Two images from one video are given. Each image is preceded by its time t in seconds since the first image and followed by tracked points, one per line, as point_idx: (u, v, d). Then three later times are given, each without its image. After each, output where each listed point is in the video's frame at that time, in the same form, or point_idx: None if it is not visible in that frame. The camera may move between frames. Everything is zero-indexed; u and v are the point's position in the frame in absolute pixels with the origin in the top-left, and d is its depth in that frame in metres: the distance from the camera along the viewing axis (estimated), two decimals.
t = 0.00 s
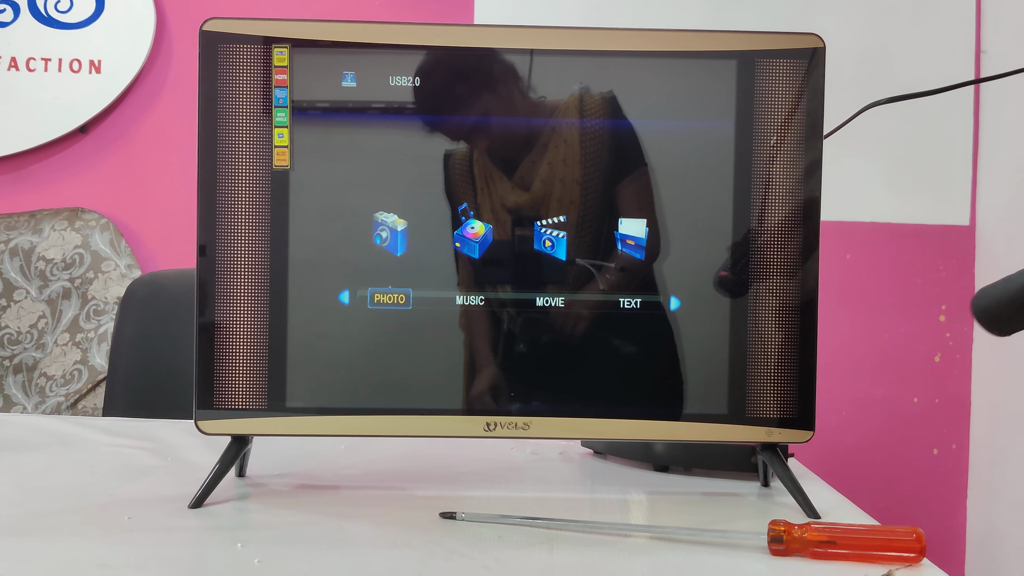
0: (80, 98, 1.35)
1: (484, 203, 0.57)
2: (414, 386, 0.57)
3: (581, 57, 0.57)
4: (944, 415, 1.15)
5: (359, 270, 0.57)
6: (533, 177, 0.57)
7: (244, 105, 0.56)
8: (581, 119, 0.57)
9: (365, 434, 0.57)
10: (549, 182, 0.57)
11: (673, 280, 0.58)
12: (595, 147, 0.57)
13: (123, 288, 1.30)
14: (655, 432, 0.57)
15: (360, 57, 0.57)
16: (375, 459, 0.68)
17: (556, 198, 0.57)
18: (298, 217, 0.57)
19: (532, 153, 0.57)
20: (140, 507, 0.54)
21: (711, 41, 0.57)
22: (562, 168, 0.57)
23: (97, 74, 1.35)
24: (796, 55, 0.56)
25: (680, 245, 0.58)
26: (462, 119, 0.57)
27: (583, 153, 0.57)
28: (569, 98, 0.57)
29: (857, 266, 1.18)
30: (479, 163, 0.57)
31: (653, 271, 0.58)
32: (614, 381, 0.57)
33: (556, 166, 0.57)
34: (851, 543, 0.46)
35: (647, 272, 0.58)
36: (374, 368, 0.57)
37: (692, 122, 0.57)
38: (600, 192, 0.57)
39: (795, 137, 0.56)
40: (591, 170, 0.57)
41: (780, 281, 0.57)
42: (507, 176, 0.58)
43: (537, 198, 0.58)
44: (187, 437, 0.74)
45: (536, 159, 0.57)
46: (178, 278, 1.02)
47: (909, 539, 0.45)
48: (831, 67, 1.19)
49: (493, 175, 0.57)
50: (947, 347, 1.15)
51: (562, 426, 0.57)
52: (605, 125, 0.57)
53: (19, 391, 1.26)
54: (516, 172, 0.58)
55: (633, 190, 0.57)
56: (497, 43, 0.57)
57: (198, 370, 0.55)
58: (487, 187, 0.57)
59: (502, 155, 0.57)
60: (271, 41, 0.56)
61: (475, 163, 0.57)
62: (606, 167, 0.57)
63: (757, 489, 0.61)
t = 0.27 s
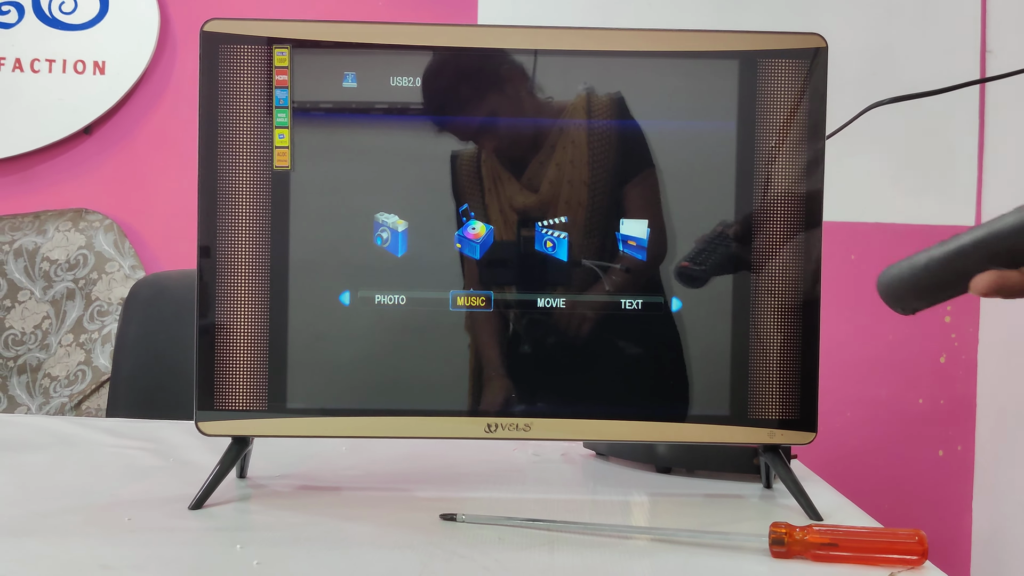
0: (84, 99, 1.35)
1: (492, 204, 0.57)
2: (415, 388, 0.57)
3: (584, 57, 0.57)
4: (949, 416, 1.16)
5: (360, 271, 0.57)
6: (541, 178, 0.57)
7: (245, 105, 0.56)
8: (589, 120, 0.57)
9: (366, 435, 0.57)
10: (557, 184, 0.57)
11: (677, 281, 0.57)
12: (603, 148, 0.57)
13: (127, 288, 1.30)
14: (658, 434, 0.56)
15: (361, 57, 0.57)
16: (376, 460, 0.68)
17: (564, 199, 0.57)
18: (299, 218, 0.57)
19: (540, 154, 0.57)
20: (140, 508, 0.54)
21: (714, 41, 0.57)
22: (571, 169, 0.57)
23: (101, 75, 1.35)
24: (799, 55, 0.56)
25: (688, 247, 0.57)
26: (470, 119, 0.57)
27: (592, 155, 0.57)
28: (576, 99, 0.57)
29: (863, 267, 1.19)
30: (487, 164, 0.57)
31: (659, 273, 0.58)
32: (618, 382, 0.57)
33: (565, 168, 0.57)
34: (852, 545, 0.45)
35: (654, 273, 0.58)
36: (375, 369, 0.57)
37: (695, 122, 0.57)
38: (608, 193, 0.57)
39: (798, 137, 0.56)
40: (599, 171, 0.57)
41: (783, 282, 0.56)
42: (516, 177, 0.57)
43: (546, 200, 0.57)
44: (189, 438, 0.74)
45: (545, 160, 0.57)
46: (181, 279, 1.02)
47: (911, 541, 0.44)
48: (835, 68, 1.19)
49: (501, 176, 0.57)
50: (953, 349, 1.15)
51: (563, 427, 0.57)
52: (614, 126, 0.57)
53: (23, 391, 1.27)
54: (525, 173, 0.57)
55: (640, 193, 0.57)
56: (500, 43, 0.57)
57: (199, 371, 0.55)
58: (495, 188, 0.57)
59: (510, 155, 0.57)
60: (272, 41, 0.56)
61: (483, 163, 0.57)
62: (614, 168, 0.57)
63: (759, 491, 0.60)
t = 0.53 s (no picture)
0: (89, 100, 1.36)
1: (500, 205, 0.58)
2: (420, 388, 0.57)
3: (589, 59, 0.57)
4: (954, 417, 1.16)
5: (364, 272, 0.57)
6: (550, 179, 0.57)
7: (250, 107, 0.56)
8: (597, 121, 0.57)
9: (371, 435, 0.57)
10: (565, 185, 0.57)
11: (683, 281, 0.57)
12: (611, 149, 0.57)
13: (133, 289, 1.30)
14: (663, 434, 0.57)
15: (367, 59, 0.57)
16: (381, 460, 0.69)
17: (572, 200, 0.57)
18: (304, 218, 0.57)
19: (548, 155, 0.57)
20: (146, 507, 0.54)
21: (719, 43, 0.57)
22: (579, 171, 0.57)
23: (107, 76, 1.36)
24: (803, 55, 0.56)
25: (695, 247, 0.57)
26: (480, 119, 0.57)
27: (600, 156, 0.57)
28: (584, 100, 0.57)
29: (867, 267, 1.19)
30: (496, 165, 0.57)
31: (666, 274, 0.58)
32: (623, 383, 0.57)
33: (574, 169, 0.57)
34: (855, 545, 0.45)
35: (661, 274, 0.58)
36: (382, 369, 0.57)
37: (700, 123, 0.57)
38: (615, 194, 0.57)
39: (802, 137, 0.56)
40: (607, 173, 0.57)
41: (787, 282, 0.57)
42: (525, 179, 0.58)
43: (555, 202, 0.57)
44: (195, 438, 0.74)
45: (553, 161, 0.57)
46: (187, 280, 1.02)
47: (914, 541, 0.44)
48: (840, 68, 1.20)
49: (510, 177, 0.58)
50: (957, 349, 1.16)
51: (569, 427, 0.57)
52: (622, 127, 0.57)
53: (29, 392, 1.27)
54: (534, 174, 0.57)
55: (645, 192, 0.57)
56: (505, 45, 0.57)
57: (204, 371, 0.56)
58: (504, 189, 0.58)
59: (519, 156, 0.57)
60: (278, 43, 0.56)
61: (492, 164, 0.57)
62: (622, 170, 0.57)
63: (764, 491, 0.60)
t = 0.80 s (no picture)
0: (92, 101, 1.36)
1: (504, 206, 0.58)
2: (423, 389, 0.57)
3: (593, 60, 0.57)
4: (958, 418, 1.16)
5: (367, 272, 0.58)
6: (555, 180, 0.57)
7: (253, 108, 0.56)
8: (602, 122, 0.57)
9: (374, 435, 0.57)
10: (570, 186, 0.57)
11: (686, 282, 0.57)
12: (616, 150, 0.57)
13: (137, 290, 1.30)
14: (666, 435, 0.56)
15: (370, 60, 0.57)
16: (384, 461, 0.69)
17: (577, 201, 0.57)
18: (307, 219, 0.57)
19: (553, 156, 0.57)
20: (149, 508, 0.54)
21: (722, 44, 0.57)
22: (584, 171, 0.57)
23: (110, 77, 1.36)
24: (806, 56, 0.56)
25: (699, 248, 0.57)
26: (485, 121, 0.57)
27: (605, 157, 0.57)
28: (588, 101, 0.57)
29: (870, 269, 1.20)
30: (500, 166, 0.57)
31: (670, 276, 0.58)
32: (626, 384, 0.57)
33: (579, 170, 0.57)
34: (859, 546, 0.45)
35: (665, 275, 0.58)
36: (385, 370, 0.57)
37: (703, 124, 0.57)
38: (619, 195, 0.57)
39: (805, 137, 0.56)
40: (612, 174, 0.57)
41: (790, 283, 0.56)
42: (530, 180, 0.57)
43: (559, 203, 0.57)
44: (198, 439, 0.74)
45: (558, 161, 0.57)
46: (191, 281, 1.02)
47: (918, 542, 0.44)
48: (844, 69, 1.20)
49: (515, 177, 0.57)
50: (961, 351, 1.15)
51: (572, 428, 0.57)
52: (627, 128, 0.57)
53: (33, 393, 1.28)
54: (539, 175, 0.57)
55: (649, 193, 0.57)
56: (509, 46, 0.57)
57: (207, 372, 0.56)
58: (509, 190, 0.58)
59: (523, 157, 0.57)
60: (281, 44, 0.56)
61: (496, 165, 0.57)
62: (627, 171, 0.57)
63: (767, 492, 0.60)
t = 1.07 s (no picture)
0: (94, 103, 1.37)
1: (506, 207, 0.57)
2: (425, 390, 0.57)
3: (594, 61, 0.57)
4: (961, 419, 1.16)
5: (369, 274, 0.58)
6: (556, 181, 0.57)
7: (255, 110, 0.56)
8: (604, 123, 0.57)
9: (376, 437, 0.57)
10: (572, 187, 0.57)
11: (688, 283, 0.57)
12: (618, 151, 0.57)
13: (139, 291, 1.30)
14: (669, 436, 0.56)
15: (372, 62, 0.57)
16: (387, 462, 0.69)
17: (579, 202, 0.57)
18: (308, 220, 0.57)
19: (554, 157, 0.57)
20: (152, 509, 0.54)
21: (724, 45, 0.57)
22: (586, 172, 0.57)
23: (113, 79, 1.36)
24: (808, 57, 0.56)
25: (700, 249, 0.57)
26: (487, 122, 0.57)
27: (607, 158, 0.57)
28: (590, 102, 0.57)
29: (872, 270, 1.20)
30: (502, 166, 0.57)
31: (672, 277, 0.57)
32: (629, 385, 0.57)
33: (581, 171, 0.57)
34: (862, 548, 0.45)
35: (666, 276, 0.58)
36: (387, 372, 0.57)
37: (705, 125, 0.57)
38: (620, 196, 0.57)
39: (807, 138, 0.56)
40: (614, 175, 0.57)
41: (792, 284, 0.56)
42: (530, 180, 0.57)
43: (560, 204, 0.57)
44: (201, 440, 0.75)
45: (560, 162, 0.57)
46: (193, 283, 1.02)
47: (920, 543, 0.44)
48: (846, 70, 1.20)
49: (516, 179, 0.57)
50: (964, 351, 1.15)
51: (574, 429, 0.57)
52: (630, 129, 0.57)
53: (35, 394, 1.28)
54: (540, 176, 0.57)
55: (651, 193, 0.57)
56: (511, 47, 0.57)
57: (209, 373, 0.56)
58: (510, 192, 0.57)
59: (524, 158, 0.57)
60: (283, 45, 0.56)
61: (498, 165, 0.57)
62: (629, 172, 0.57)
63: (769, 493, 0.60)
